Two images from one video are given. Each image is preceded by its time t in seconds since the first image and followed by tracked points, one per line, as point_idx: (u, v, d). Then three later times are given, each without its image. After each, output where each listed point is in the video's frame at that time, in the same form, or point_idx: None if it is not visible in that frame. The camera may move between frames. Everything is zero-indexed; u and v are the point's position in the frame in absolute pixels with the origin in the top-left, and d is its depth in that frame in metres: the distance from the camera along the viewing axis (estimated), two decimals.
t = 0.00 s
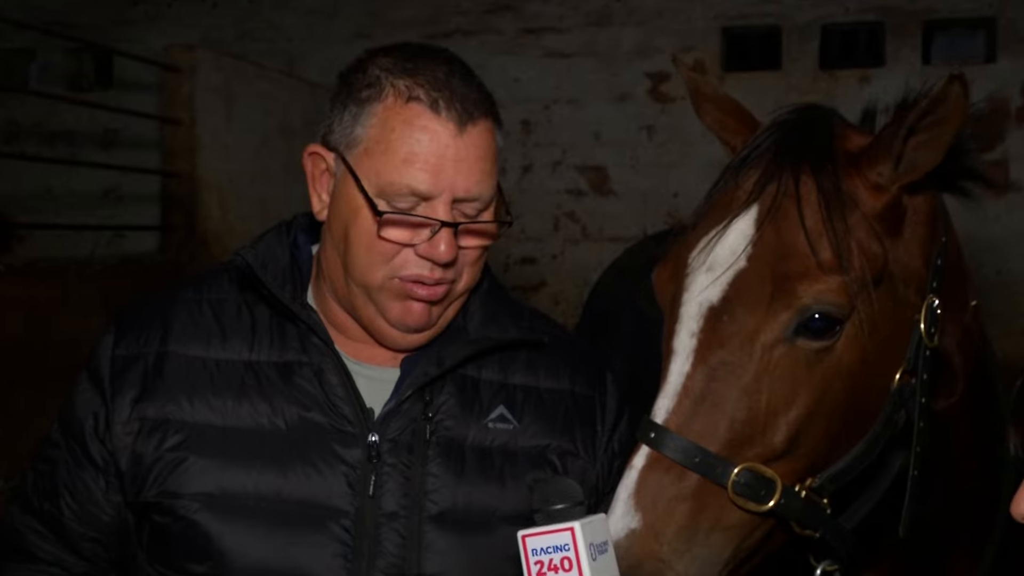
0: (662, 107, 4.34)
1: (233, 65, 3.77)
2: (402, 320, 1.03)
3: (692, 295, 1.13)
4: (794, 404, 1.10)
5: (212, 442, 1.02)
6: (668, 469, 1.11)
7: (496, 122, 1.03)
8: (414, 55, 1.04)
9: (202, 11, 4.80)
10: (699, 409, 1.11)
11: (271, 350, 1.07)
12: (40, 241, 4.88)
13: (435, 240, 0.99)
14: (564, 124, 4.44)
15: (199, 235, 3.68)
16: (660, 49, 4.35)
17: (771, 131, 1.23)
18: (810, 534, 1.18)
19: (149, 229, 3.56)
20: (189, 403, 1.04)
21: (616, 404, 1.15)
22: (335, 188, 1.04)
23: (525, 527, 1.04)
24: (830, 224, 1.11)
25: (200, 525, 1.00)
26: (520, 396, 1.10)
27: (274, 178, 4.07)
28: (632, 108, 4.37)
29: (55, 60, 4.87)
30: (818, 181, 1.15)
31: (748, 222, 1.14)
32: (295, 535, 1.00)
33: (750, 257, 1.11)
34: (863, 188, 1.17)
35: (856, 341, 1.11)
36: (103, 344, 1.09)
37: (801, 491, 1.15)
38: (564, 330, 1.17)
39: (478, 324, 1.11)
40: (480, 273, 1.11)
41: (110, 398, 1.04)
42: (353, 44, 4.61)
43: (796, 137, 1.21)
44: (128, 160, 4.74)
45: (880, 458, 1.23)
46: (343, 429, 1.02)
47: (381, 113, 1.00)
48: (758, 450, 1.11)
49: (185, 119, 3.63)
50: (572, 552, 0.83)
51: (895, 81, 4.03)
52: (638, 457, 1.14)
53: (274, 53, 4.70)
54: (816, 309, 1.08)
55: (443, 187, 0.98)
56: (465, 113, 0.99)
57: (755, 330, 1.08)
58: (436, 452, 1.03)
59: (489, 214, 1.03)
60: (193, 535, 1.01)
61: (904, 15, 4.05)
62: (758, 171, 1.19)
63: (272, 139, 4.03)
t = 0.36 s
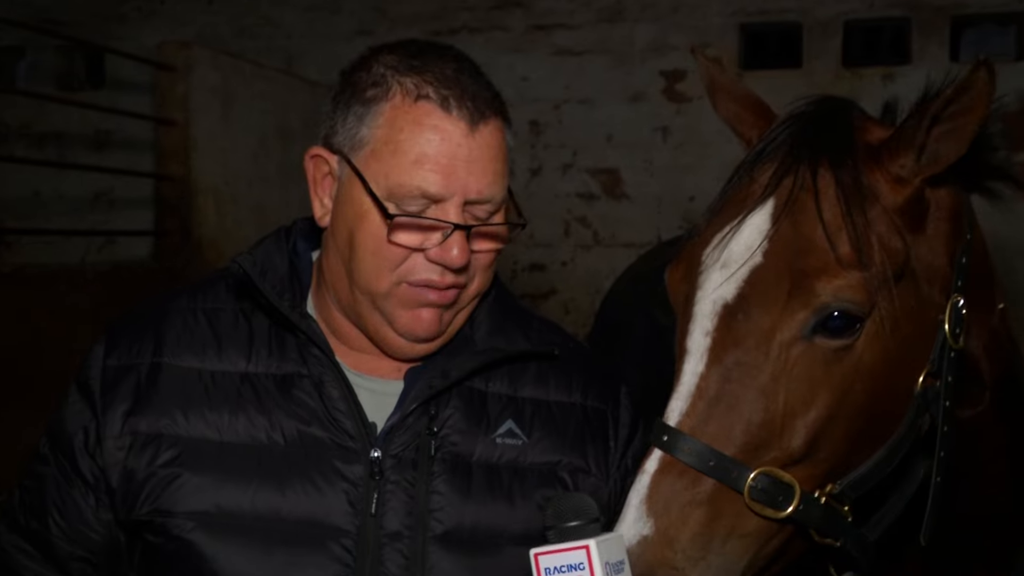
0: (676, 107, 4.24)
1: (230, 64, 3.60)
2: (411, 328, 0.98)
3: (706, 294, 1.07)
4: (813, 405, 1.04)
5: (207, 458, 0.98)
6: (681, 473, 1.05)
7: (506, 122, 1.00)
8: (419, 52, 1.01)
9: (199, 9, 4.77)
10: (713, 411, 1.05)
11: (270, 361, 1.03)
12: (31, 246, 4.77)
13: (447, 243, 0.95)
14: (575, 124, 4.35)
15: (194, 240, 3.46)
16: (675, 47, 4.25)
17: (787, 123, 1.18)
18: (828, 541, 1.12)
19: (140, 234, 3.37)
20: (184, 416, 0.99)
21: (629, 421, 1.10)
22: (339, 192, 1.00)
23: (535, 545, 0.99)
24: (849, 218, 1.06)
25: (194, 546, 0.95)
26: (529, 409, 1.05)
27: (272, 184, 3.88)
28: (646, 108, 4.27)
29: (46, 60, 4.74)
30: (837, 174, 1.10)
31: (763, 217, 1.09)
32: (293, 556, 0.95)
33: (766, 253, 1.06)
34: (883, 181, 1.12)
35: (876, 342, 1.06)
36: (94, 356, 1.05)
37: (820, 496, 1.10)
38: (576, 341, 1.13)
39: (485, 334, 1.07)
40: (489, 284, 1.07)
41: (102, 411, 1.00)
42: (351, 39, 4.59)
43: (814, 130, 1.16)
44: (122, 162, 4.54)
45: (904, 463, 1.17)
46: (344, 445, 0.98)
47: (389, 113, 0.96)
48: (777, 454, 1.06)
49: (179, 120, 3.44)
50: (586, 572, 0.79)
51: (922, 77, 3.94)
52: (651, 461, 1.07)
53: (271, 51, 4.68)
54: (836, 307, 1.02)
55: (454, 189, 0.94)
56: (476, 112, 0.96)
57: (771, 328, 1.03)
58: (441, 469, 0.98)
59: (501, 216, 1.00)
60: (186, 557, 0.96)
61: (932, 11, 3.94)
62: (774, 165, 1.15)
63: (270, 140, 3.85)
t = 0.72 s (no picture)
0: (687, 105, 4.21)
1: (223, 61, 3.58)
2: (425, 336, 0.95)
3: (712, 306, 1.00)
4: (820, 425, 0.95)
5: (197, 473, 0.94)
6: (682, 492, 0.98)
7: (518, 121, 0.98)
8: (422, 47, 0.98)
9: (191, 3, 4.75)
10: (716, 429, 0.97)
11: (263, 371, 0.99)
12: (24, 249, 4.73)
13: (465, 245, 0.91)
14: (581, 123, 4.32)
15: (186, 244, 3.44)
16: (686, 43, 4.22)
17: (804, 127, 1.11)
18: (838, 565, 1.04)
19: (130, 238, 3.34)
20: (173, 429, 0.96)
21: (635, 431, 1.06)
22: (345, 195, 0.97)
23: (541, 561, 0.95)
24: (861, 230, 0.97)
25: (183, 565, 0.91)
26: (534, 419, 1.01)
27: (265, 185, 3.87)
28: (655, 107, 4.23)
29: (34, 59, 4.72)
30: (848, 183, 1.01)
31: (771, 228, 1.01)
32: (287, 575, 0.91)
33: (774, 266, 0.98)
34: (893, 190, 1.03)
35: (888, 361, 0.97)
36: (79, 365, 1.01)
37: (830, 518, 1.01)
38: (582, 348, 1.09)
39: (486, 341, 1.03)
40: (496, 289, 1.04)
41: (88, 422, 0.96)
42: (349, 35, 4.57)
43: (828, 138, 1.08)
44: (111, 163, 4.52)
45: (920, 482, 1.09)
46: (341, 458, 0.94)
47: (399, 110, 0.93)
48: (783, 475, 0.97)
49: (170, 118, 3.40)
50: None
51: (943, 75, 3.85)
52: (650, 480, 1.00)
53: (269, 48, 4.67)
54: (843, 324, 0.94)
55: (469, 188, 0.91)
56: (489, 109, 0.93)
57: (776, 345, 0.95)
58: (441, 483, 0.94)
59: (510, 215, 0.97)
60: None
61: (954, 6, 3.86)
62: (785, 174, 1.07)
63: (265, 140, 3.86)
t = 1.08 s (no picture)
0: (687, 109, 4.20)
1: (222, 64, 3.57)
2: (418, 341, 0.95)
3: (705, 313, 0.99)
4: (811, 433, 0.95)
5: (196, 476, 0.94)
6: (672, 499, 0.97)
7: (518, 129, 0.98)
8: (424, 53, 0.98)
9: (190, 7, 4.75)
10: (706, 436, 0.97)
11: (261, 374, 0.99)
12: (23, 253, 4.72)
13: (461, 249, 0.92)
14: (581, 126, 4.32)
15: (185, 248, 3.44)
16: (686, 46, 4.22)
17: (798, 136, 1.11)
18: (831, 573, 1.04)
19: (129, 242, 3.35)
20: (172, 432, 0.96)
21: (634, 435, 1.06)
22: (342, 198, 0.97)
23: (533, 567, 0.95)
24: (852, 239, 0.97)
25: (182, 567, 0.91)
26: (530, 424, 1.01)
27: (265, 189, 3.87)
28: (655, 110, 4.23)
29: (32, 62, 4.73)
30: (840, 193, 1.01)
31: (763, 237, 1.01)
32: None
33: (765, 276, 0.97)
34: (884, 199, 1.02)
35: (880, 369, 0.97)
36: (79, 369, 1.01)
37: (823, 525, 1.01)
38: (579, 352, 1.09)
39: (484, 345, 1.03)
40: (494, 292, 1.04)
41: (87, 425, 0.96)
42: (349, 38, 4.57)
43: (821, 146, 1.08)
44: (111, 167, 4.52)
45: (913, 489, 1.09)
46: (339, 461, 0.94)
47: (398, 115, 0.93)
48: (772, 483, 0.97)
49: (170, 122, 3.41)
50: None
51: (943, 78, 3.85)
52: (642, 487, 1.00)
53: (268, 52, 4.68)
54: (833, 333, 0.94)
55: (467, 193, 0.91)
56: (487, 116, 0.93)
57: (767, 354, 0.95)
58: (440, 486, 0.94)
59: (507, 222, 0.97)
60: None
61: (954, 10, 3.86)
62: (779, 183, 1.07)
63: (264, 144, 3.85)
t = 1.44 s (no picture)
0: (687, 109, 4.20)
1: (222, 65, 3.57)
2: (390, 343, 0.94)
3: (706, 314, 1.00)
4: (812, 434, 0.96)
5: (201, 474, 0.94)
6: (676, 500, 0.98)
7: (516, 137, 0.97)
8: (435, 58, 0.98)
9: (190, 7, 4.74)
10: (708, 437, 0.96)
11: (265, 371, 0.98)
12: (22, 253, 4.72)
13: (430, 257, 0.91)
14: (580, 126, 4.32)
15: (185, 249, 3.44)
16: (685, 47, 4.21)
17: (798, 137, 1.12)
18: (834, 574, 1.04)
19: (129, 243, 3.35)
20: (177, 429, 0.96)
21: (638, 434, 1.07)
22: (336, 193, 0.98)
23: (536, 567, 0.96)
24: (853, 239, 0.97)
25: (185, 563, 0.92)
26: (534, 425, 1.01)
27: (264, 188, 3.86)
28: (654, 110, 4.23)
29: (31, 61, 4.72)
30: (840, 193, 1.01)
31: (764, 238, 1.01)
32: None
33: (765, 277, 0.97)
34: (884, 198, 1.02)
35: (881, 370, 0.97)
36: (83, 363, 1.00)
37: (826, 527, 1.01)
38: (583, 353, 1.09)
39: (490, 346, 1.02)
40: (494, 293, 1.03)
41: (91, 421, 0.96)
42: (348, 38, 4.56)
43: (820, 148, 1.08)
44: (110, 167, 4.52)
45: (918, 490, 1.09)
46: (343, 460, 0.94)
47: (389, 116, 0.94)
48: (775, 484, 0.97)
49: (169, 122, 3.40)
50: None
51: (943, 78, 3.85)
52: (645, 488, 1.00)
53: (268, 52, 4.67)
54: (834, 332, 0.94)
55: (442, 200, 0.91)
56: (479, 126, 0.92)
57: (768, 355, 0.95)
58: (444, 485, 0.95)
59: (500, 237, 0.96)
60: None
61: (953, 10, 3.85)
62: (779, 184, 1.07)
63: (264, 144, 3.84)
